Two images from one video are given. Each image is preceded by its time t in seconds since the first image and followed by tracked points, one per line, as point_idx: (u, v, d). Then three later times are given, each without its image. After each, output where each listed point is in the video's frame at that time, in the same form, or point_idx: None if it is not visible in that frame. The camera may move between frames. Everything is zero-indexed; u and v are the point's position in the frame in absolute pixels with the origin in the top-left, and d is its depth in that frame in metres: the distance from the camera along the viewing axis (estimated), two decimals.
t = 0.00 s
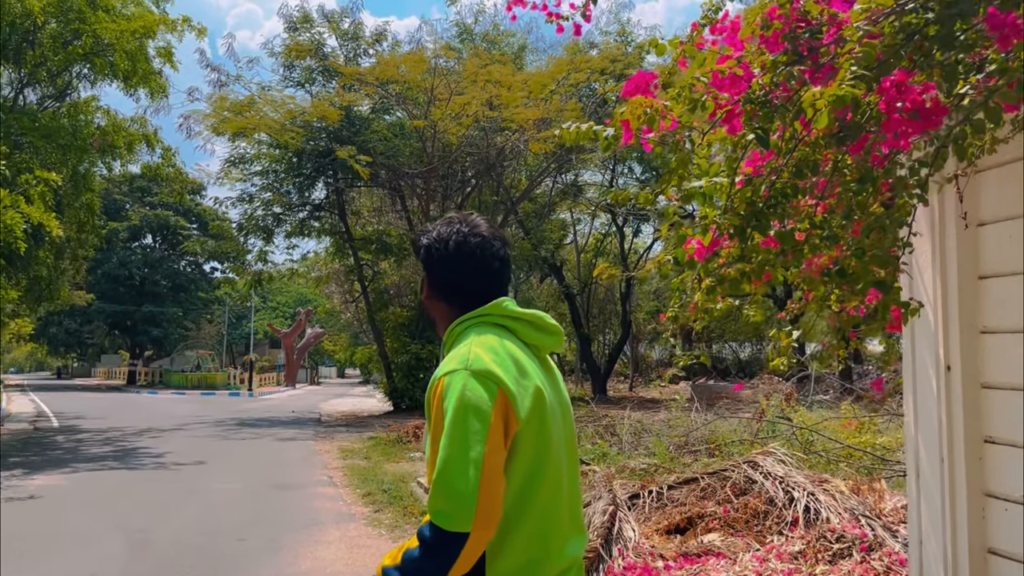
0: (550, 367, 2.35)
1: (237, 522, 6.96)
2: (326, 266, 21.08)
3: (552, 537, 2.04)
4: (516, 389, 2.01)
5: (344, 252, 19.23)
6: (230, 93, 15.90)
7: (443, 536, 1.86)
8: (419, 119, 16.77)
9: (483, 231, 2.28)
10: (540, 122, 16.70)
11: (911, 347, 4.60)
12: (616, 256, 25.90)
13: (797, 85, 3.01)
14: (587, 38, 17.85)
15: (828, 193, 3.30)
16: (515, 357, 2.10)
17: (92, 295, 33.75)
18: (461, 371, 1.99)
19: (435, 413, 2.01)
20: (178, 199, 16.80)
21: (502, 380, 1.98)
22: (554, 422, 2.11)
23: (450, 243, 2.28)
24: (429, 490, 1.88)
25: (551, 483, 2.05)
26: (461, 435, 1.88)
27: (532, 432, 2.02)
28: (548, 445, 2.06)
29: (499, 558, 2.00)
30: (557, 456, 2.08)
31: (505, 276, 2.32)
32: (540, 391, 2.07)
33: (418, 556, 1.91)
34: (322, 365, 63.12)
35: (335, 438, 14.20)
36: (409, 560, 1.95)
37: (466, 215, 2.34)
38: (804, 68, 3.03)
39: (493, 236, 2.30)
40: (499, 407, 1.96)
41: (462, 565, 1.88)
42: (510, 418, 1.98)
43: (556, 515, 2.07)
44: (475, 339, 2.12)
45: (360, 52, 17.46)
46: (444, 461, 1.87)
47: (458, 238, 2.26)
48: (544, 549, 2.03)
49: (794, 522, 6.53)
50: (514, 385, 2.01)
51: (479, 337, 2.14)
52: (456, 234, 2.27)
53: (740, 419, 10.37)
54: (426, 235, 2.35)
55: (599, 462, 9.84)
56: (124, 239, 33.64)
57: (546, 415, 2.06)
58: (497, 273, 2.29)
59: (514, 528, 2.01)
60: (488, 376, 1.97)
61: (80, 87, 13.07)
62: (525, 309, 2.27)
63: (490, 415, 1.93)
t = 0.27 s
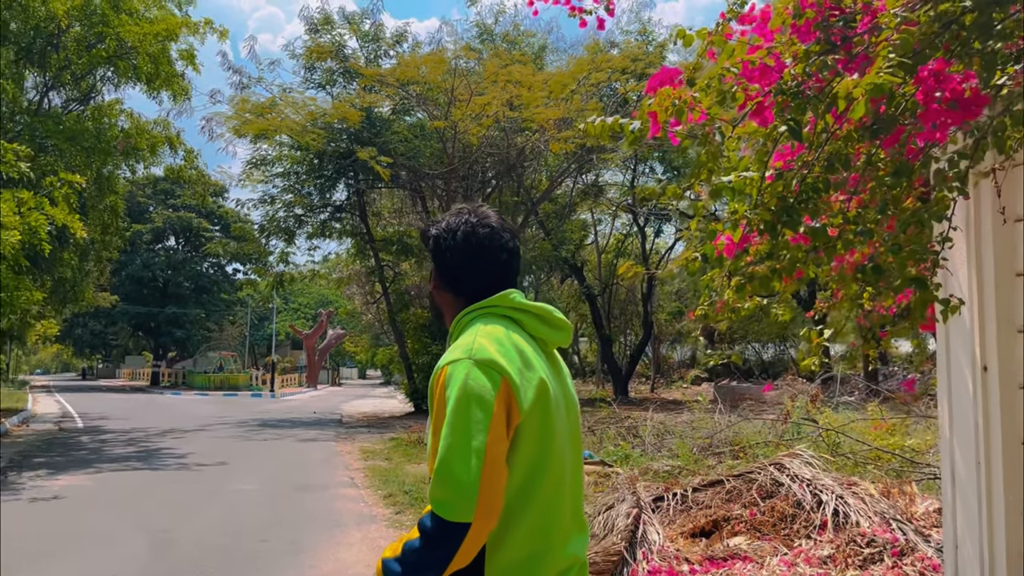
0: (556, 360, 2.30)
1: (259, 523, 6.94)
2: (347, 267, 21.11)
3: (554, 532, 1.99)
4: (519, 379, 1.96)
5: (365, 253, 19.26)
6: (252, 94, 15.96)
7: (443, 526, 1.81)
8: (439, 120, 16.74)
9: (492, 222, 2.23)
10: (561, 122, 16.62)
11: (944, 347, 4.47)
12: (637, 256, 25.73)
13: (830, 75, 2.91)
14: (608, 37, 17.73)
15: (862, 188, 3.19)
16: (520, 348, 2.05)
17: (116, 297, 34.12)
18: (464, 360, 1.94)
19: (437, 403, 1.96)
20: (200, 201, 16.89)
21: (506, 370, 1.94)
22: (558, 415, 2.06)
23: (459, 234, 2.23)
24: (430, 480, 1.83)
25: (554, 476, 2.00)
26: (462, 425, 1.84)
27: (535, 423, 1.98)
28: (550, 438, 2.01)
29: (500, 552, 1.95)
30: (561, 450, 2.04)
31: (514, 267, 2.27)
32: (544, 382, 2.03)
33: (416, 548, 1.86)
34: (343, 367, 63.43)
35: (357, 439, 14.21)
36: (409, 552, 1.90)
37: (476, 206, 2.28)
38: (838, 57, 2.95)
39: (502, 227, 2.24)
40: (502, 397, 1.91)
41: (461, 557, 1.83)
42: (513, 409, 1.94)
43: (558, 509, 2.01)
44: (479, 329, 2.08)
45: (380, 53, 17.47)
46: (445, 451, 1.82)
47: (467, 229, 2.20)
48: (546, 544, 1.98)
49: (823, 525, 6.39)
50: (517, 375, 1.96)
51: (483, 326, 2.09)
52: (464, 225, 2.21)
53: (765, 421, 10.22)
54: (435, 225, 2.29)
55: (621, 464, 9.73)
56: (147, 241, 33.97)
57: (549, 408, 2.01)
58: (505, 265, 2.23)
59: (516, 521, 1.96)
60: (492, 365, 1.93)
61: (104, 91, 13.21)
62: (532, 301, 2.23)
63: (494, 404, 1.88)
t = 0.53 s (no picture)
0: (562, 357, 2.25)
1: (276, 524, 6.93)
2: (364, 268, 21.13)
3: (555, 532, 1.95)
4: (526, 377, 1.91)
5: (382, 254, 19.29)
6: (270, 96, 16.01)
7: (443, 525, 1.77)
8: (456, 121, 16.72)
9: (502, 216, 2.19)
10: (578, 122, 16.56)
11: (973, 347, 4.36)
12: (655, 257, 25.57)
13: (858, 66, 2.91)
14: (625, 37, 17.63)
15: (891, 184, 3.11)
16: (528, 345, 2.00)
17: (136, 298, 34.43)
18: (469, 355, 1.88)
19: (440, 398, 1.91)
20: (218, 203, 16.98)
21: (512, 367, 1.89)
22: (564, 413, 2.01)
23: (468, 228, 2.18)
24: (430, 477, 1.78)
25: (556, 473, 1.95)
26: (467, 421, 1.79)
27: (540, 422, 1.92)
28: (555, 436, 1.96)
29: (499, 551, 1.91)
30: (566, 449, 1.99)
31: (522, 263, 2.22)
32: (551, 381, 1.97)
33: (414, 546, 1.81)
34: (360, 368, 63.66)
35: (374, 440, 14.22)
36: (407, 548, 1.86)
37: (485, 200, 2.24)
38: (867, 48, 2.95)
39: (511, 221, 2.20)
40: (508, 395, 1.86)
41: (461, 555, 1.79)
42: (518, 406, 1.89)
43: (560, 508, 1.97)
44: (485, 324, 2.02)
45: (397, 54, 17.50)
46: (448, 447, 1.77)
47: (475, 223, 2.16)
48: (546, 544, 1.94)
49: (846, 528, 6.29)
50: (524, 373, 1.91)
51: (491, 321, 2.03)
52: (472, 220, 2.17)
53: (785, 422, 10.11)
54: (443, 220, 2.25)
55: (640, 465, 9.64)
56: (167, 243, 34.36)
57: (556, 406, 1.96)
58: (514, 259, 2.19)
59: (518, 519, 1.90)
60: (499, 362, 1.88)
61: (123, 93, 13.31)
62: (541, 298, 2.17)
63: (499, 402, 1.83)
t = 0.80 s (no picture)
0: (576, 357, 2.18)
1: (297, 526, 6.91)
2: (386, 270, 21.14)
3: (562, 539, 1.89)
4: (536, 379, 1.84)
5: (403, 256, 19.30)
6: (291, 99, 16.03)
7: (446, 528, 1.72)
8: (477, 122, 16.67)
9: (513, 212, 2.12)
10: (599, 122, 16.46)
11: (1010, 350, 4.23)
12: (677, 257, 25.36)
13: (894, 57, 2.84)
14: (647, 36, 17.49)
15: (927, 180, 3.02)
16: (539, 346, 1.93)
17: (160, 300, 34.78)
18: (478, 355, 1.83)
19: (448, 398, 1.86)
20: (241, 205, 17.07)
21: (521, 368, 1.82)
22: (575, 417, 1.95)
23: (478, 224, 2.13)
24: (434, 478, 1.73)
25: (565, 478, 1.89)
26: (473, 423, 1.74)
27: (550, 425, 1.86)
28: (566, 441, 1.89)
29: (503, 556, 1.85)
30: (576, 455, 1.92)
31: (534, 259, 2.16)
32: (561, 382, 1.90)
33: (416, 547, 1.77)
34: (382, 369, 63.88)
35: (396, 442, 14.22)
36: (409, 549, 1.81)
37: (497, 195, 2.18)
38: (901, 39, 2.85)
39: (523, 216, 2.13)
40: (517, 398, 1.80)
41: (464, 561, 1.74)
42: (527, 410, 1.82)
43: (568, 511, 1.91)
44: (495, 323, 1.95)
45: (418, 56, 17.50)
46: (453, 449, 1.72)
47: (485, 218, 2.10)
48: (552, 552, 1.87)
49: (877, 534, 6.14)
50: (534, 375, 1.85)
51: (501, 320, 1.97)
52: (482, 216, 2.11)
53: (811, 425, 9.95)
54: (454, 216, 2.20)
55: (664, 468, 9.53)
56: (191, 245, 34.69)
57: (566, 410, 1.90)
58: (526, 256, 2.13)
59: (523, 524, 1.85)
60: (507, 363, 1.82)
61: (147, 97, 13.42)
62: (552, 297, 2.10)
63: (507, 405, 1.77)
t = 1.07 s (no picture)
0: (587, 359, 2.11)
1: (319, 529, 6.89)
2: (408, 272, 21.16)
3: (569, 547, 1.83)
4: (542, 384, 1.79)
5: (424, 258, 19.30)
6: (313, 102, 16.04)
7: (450, 537, 1.69)
8: (499, 123, 16.60)
9: (522, 212, 2.05)
10: (620, 124, 16.34)
11: None
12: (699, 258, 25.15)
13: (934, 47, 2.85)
14: (669, 37, 17.38)
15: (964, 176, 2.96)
16: (546, 349, 1.87)
17: (185, 302, 35.14)
18: (483, 359, 1.78)
19: (453, 403, 1.82)
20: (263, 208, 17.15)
21: (527, 372, 1.77)
22: (584, 422, 1.88)
23: (486, 223, 2.06)
24: (438, 486, 1.70)
25: (573, 483, 1.84)
26: (477, 431, 1.69)
27: (557, 431, 1.80)
28: (574, 447, 1.83)
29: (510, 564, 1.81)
30: (584, 461, 1.86)
31: (544, 259, 2.09)
32: (570, 387, 1.85)
33: (419, 556, 1.74)
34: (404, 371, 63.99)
35: (417, 444, 14.20)
36: (413, 557, 1.77)
37: (507, 194, 2.11)
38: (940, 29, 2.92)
39: (533, 215, 2.07)
40: (522, 403, 1.75)
41: (469, 570, 1.70)
42: (533, 415, 1.77)
43: (575, 518, 1.85)
44: (502, 326, 1.90)
45: (439, 58, 17.50)
46: (457, 457, 1.69)
47: (494, 217, 2.04)
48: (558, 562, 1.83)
49: (908, 540, 6.00)
50: (540, 380, 1.79)
51: (508, 323, 1.91)
52: (490, 216, 2.05)
53: (838, 428, 9.80)
54: (464, 214, 2.14)
55: (688, 472, 9.41)
56: (215, 248, 35.02)
57: (574, 414, 1.84)
58: (535, 257, 2.06)
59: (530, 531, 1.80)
60: (513, 367, 1.77)
61: (171, 101, 13.53)
62: (561, 299, 2.03)
63: (512, 411, 1.72)
